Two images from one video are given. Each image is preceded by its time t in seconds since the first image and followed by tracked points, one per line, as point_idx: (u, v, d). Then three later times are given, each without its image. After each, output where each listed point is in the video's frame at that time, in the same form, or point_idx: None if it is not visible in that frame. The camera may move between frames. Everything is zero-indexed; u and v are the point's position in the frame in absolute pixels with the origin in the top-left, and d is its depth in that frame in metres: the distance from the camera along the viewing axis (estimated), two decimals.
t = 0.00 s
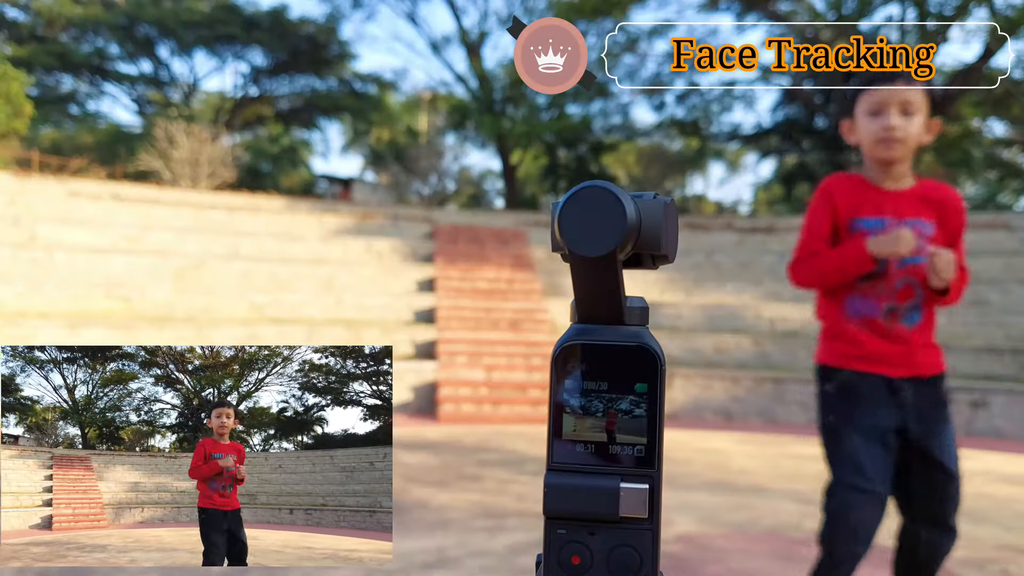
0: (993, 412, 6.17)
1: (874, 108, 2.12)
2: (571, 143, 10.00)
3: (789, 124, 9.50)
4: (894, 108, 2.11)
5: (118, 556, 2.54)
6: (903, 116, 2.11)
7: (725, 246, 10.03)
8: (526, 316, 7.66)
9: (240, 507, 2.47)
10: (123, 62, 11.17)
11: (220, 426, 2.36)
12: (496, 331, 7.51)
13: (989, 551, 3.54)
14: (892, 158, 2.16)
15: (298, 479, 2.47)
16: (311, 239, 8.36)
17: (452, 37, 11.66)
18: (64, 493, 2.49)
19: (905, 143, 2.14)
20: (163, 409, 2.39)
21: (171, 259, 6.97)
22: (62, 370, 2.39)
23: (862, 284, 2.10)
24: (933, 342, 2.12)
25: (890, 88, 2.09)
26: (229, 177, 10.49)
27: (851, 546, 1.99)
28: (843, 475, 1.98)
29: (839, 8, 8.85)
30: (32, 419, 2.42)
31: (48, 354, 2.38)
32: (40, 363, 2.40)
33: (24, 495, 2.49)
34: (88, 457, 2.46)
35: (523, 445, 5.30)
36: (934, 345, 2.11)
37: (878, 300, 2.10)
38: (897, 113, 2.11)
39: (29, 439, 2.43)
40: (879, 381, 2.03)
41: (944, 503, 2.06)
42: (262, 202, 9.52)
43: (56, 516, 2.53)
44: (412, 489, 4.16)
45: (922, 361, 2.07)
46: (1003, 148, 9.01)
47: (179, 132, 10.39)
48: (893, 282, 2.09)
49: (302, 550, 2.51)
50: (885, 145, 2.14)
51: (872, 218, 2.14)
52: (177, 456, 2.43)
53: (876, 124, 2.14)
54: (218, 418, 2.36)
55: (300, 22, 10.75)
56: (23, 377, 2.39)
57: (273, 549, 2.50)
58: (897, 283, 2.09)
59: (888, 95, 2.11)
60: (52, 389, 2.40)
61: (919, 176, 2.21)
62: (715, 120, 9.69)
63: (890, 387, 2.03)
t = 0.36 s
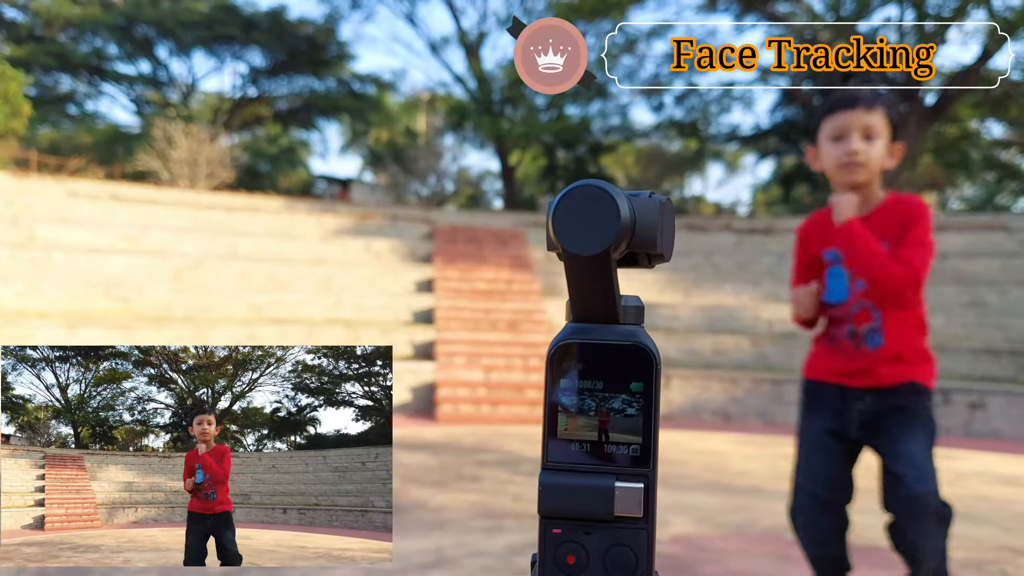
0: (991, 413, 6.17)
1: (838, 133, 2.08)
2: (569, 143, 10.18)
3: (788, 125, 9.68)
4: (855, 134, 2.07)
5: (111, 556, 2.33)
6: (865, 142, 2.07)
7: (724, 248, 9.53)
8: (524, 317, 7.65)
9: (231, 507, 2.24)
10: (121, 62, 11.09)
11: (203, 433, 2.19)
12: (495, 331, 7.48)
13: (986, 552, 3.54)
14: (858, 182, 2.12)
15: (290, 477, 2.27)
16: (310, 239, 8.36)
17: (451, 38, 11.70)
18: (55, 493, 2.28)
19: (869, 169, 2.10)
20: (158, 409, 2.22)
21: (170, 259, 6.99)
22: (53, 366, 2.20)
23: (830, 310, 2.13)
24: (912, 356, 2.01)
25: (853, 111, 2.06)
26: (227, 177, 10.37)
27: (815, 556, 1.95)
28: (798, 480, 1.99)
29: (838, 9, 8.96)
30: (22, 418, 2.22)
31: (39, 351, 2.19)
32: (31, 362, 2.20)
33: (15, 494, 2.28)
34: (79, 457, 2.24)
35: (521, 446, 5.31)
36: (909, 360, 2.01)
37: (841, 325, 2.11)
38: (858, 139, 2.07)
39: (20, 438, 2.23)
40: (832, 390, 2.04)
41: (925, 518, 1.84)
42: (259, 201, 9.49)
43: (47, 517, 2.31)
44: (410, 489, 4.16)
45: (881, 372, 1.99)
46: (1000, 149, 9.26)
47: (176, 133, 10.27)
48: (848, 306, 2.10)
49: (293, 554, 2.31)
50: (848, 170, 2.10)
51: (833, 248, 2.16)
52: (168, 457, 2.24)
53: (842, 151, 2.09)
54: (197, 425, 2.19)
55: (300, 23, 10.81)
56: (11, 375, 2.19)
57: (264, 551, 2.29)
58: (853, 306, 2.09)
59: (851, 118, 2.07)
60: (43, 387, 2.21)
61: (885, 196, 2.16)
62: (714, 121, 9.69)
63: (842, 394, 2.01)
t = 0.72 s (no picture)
0: (989, 413, 6.18)
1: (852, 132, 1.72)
2: (568, 144, 10.19)
3: (785, 126, 9.74)
4: (871, 135, 1.71)
5: (110, 555, 2.30)
6: (883, 145, 1.71)
7: (723, 248, 9.54)
8: (523, 317, 7.65)
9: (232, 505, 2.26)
10: (119, 61, 11.07)
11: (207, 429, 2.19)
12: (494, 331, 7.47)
13: (983, 552, 3.55)
14: (875, 188, 1.75)
15: (289, 476, 2.25)
16: (308, 238, 8.36)
17: (450, 38, 11.72)
18: (55, 493, 2.24)
19: (887, 175, 1.73)
20: (157, 407, 2.21)
21: (170, 260, 7.00)
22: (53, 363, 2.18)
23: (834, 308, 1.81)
24: (927, 363, 1.66)
25: (868, 112, 1.71)
26: (225, 177, 10.20)
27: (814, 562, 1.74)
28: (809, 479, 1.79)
29: (835, 9, 8.96)
30: (22, 418, 2.17)
31: (39, 351, 2.16)
32: (31, 360, 2.17)
33: (13, 493, 2.22)
34: (80, 456, 2.22)
35: (520, 446, 5.31)
36: (919, 371, 1.66)
37: (842, 326, 1.79)
38: (874, 142, 1.71)
39: (19, 437, 2.17)
40: (836, 393, 1.78)
41: (909, 551, 1.54)
42: (257, 200, 9.49)
43: (47, 515, 2.28)
44: (409, 489, 4.17)
45: (878, 379, 1.70)
46: (998, 150, 9.40)
47: (173, 132, 10.18)
48: (853, 306, 1.76)
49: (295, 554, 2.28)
50: (864, 176, 1.73)
51: (846, 240, 1.82)
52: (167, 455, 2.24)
53: (856, 152, 1.72)
54: (203, 421, 2.18)
55: (298, 22, 10.79)
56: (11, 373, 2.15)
57: (266, 549, 2.28)
58: (859, 308, 1.75)
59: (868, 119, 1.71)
60: (41, 385, 2.17)
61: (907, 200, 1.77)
62: (712, 121, 9.66)
63: (842, 400, 1.75)
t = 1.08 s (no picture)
0: (986, 413, 6.20)
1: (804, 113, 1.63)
2: (565, 144, 10.24)
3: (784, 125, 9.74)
4: (824, 117, 1.62)
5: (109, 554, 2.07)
6: (837, 127, 1.62)
7: (721, 247, 9.52)
8: (520, 317, 7.65)
9: (231, 506, 2.03)
10: (117, 61, 11.10)
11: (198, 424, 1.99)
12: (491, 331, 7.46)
13: (981, 551, 3.55)
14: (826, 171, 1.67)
15: (289, 473, 2.03)
16: (305, 237, 8.36)
17: (448, 38, 11.78)
18: (52, 491, 2.03)
19: (840, 156, 1.65)
20: (156, 406, 2.01)
21: (167, 259, 7.00)
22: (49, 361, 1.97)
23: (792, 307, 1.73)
24: (876, 350, 1.62)
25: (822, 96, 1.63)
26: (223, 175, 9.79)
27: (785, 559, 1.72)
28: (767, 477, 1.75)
29: (833, 8, 8.98)
30: (19, 417, 1.98)
31: (34, 348, 1.95)
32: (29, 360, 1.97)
33: (11, 492, 2.04)
34: (78, 455, 2.02)
35: (518, 446, 5.30)
36: (875, 358, 1.61)
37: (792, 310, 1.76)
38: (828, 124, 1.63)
39: (18, 437, 1.98)
40: (792, 388, 1.73)
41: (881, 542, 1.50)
42: (255, 199, 9.51)
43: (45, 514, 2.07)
44: (406, 488, 4.17)
45: (834, 369, 1.64)
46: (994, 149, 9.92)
47: (171, 131, 10.09)
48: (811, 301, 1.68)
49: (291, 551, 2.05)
50: (816, 158, 1.65)
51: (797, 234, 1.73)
52: (168, 455, 2.03)
53: (809, 134, 1.64)
54: (195, 414, 1.99)
55: (296, 22, 10.75)
56: (8, 372, 1.97)
57: (264, 549, 2.07)
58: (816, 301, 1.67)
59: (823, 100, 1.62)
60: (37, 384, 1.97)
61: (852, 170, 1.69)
62: (710, 121, 9.62)
63: (798, 393, 1.70)
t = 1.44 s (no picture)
0: (985, 413, 6.20)
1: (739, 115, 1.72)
2: (564, 144, 10.25)
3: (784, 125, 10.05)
4: (758, 121, 1.71)
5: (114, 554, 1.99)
6: (770, 131, 1.71)
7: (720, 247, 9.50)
8: (519, 317, 7.65)
9: (232, 506, 1.98)
10: (116, 61, 11.08)
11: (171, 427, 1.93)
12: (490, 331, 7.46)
13: (980, 551, 3.55)
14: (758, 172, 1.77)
15: (290, 473, 1.99)
16: (304, 237, 8.35)
17: (447, 38, 11.77)
18: (53, 492, 1.98)
19: (770, 160, 1.74)
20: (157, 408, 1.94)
21: (166, 258, 6.99)
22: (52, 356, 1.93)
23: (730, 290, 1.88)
24: (799, 340, 1.73)
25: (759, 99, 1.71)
26: (222, 175, 9.81)
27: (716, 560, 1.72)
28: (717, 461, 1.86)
29: (832, 8, 8.99)
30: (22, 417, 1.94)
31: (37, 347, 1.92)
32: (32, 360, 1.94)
33: (14, 492, 1.99)
34: (82, 454, 1.95)
35: (516, 446, 5.29)
36: (791, 347, 1.72)
37: (739, 305, 1.86)
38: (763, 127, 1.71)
39: (19, 436, 1.93)
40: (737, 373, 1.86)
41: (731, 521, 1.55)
42: (254, 199, 9.52)
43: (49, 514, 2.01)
44: (404, 488, 4.17)
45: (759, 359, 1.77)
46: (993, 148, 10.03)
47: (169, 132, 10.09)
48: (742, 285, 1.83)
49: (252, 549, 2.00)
50: (746, 160, 1.75)
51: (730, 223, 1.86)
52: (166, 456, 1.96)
53: (743, 135, 1.72)
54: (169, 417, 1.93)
55: (295, 22, 10.71)
56: (9, 369, 1.93)
57: (264, 550, 2.01)
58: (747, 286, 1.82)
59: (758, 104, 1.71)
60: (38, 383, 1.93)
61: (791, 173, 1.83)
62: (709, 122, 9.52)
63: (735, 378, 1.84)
